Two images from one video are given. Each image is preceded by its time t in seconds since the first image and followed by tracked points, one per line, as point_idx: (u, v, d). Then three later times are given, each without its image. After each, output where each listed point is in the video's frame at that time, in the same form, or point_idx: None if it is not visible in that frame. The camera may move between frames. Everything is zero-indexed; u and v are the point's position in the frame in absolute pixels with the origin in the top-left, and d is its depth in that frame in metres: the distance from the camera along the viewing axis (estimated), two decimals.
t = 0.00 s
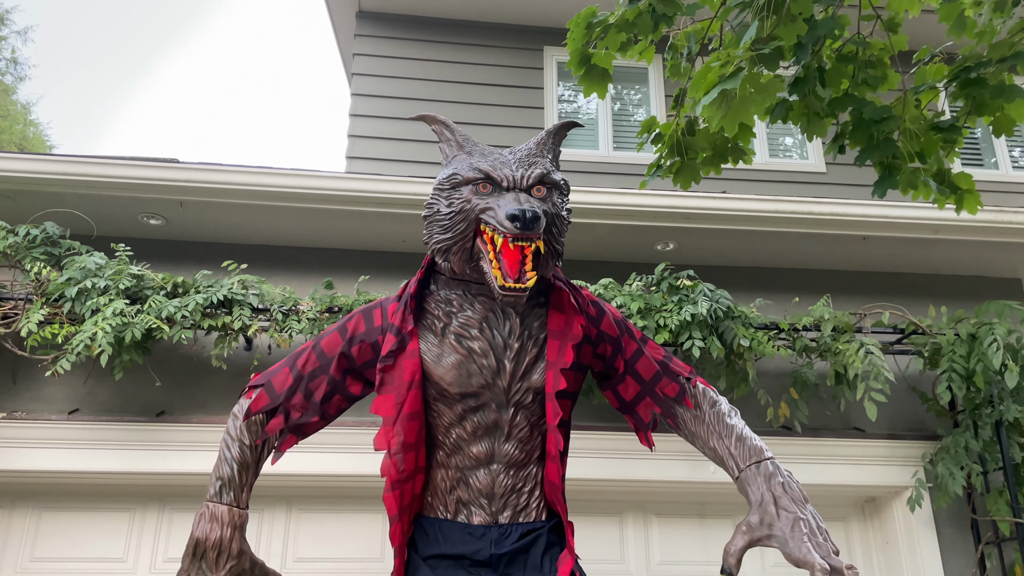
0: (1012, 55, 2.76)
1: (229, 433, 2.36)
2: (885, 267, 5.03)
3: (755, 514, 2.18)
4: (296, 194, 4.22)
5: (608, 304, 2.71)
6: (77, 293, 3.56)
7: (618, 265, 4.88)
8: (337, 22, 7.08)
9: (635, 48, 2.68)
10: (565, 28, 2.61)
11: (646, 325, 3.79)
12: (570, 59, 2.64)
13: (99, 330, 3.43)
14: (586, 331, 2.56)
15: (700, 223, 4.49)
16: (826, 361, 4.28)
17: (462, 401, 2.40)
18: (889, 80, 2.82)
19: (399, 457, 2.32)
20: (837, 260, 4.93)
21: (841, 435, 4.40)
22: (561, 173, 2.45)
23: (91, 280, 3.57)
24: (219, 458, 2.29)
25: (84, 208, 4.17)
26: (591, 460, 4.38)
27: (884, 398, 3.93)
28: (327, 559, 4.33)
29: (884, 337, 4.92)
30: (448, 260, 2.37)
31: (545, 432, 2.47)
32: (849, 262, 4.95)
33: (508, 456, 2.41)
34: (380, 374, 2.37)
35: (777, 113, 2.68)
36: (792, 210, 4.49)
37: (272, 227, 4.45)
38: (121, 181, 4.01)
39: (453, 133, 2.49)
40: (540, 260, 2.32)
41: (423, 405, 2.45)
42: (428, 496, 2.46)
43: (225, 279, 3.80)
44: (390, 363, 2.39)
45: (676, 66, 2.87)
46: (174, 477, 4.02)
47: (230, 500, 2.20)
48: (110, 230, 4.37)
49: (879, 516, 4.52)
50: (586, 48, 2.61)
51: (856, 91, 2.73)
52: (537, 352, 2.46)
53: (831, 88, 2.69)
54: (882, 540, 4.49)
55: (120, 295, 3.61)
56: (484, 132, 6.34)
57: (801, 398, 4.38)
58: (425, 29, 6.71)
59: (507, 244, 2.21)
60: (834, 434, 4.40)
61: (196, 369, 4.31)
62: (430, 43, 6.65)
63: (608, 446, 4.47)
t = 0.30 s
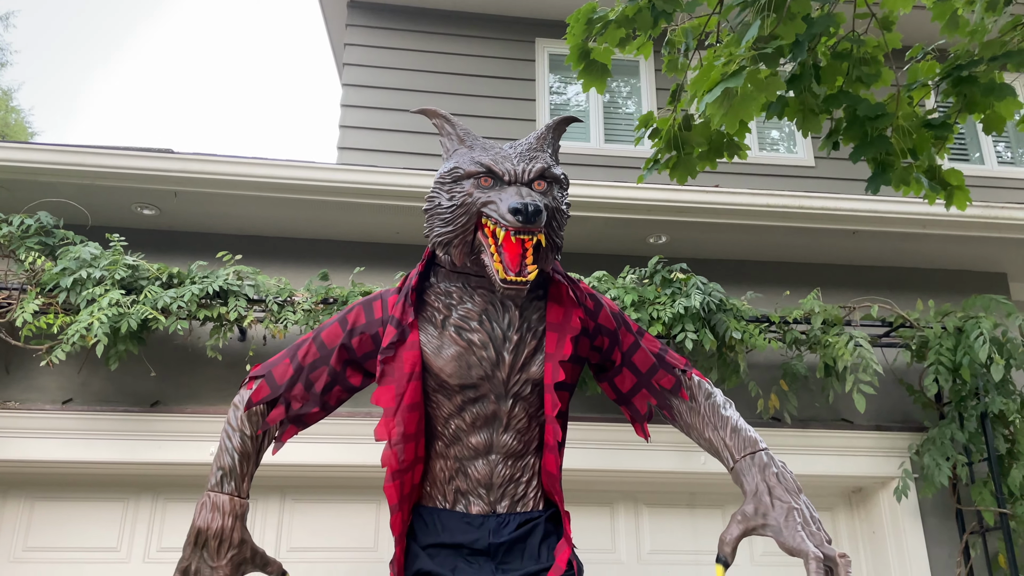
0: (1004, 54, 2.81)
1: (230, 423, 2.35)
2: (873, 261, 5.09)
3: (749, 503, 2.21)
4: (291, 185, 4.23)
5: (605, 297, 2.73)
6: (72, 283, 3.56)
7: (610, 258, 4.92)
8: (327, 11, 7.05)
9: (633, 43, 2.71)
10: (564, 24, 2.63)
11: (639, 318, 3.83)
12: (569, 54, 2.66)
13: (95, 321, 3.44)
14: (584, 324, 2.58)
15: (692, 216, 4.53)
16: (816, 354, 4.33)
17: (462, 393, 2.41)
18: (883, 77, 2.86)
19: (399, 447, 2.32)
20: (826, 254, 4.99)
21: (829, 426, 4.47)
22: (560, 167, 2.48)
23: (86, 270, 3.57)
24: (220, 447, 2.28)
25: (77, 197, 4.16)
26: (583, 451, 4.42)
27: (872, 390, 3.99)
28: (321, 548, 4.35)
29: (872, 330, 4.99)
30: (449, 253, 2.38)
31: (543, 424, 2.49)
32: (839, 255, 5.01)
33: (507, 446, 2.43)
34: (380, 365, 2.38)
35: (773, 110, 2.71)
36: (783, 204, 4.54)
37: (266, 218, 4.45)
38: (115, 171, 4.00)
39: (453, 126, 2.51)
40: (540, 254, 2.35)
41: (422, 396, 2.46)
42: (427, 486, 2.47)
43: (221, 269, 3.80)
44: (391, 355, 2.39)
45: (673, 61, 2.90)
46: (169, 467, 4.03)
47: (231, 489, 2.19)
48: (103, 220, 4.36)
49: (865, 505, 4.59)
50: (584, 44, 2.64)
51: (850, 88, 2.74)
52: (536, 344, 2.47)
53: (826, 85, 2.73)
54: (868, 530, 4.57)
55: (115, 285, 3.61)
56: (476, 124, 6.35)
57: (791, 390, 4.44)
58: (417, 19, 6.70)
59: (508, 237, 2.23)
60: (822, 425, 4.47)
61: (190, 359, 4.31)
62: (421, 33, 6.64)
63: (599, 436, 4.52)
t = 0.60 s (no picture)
0: (998, 53, 2.86)
1: (233, 415, 2.28)
2: (862, 256, 5.15)
3: (750, 494, 2.20)
4: (286, 178, 4.22)
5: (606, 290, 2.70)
6: (68, 274, 3.55)
7: (604, 252, 4.95)
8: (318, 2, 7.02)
9: (636, 39, 2.72)
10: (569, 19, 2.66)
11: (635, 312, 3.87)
12: (574, 49, 2.69)
13: (93, 311, 3.44)
14: (586, 317, 2.54)
15: (686, 211, 4.57)
16: (807, 347, 4.39)
17: (465, 384, 2.34)
18: (881, 75, 2.90)
19: (404, 438, 2.25)
20: (817, 249, 5.04)
21: (819, 418, 4.53)
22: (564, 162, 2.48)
23: (83, 261, 3.56)
24: (224, 438, 2.21)
25: (71, 188, 4.14)
26: (577, 443, 4.45)
27: (863, 383, 4.05)
28: (316, 539, 4.37)
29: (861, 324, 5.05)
30: (454, 246, 2.35)
31: (545, 415, 2.42)
32: (829, 250, 5.07)
33: (509, 438, 2.35)
34: (384, 357, 2.30)
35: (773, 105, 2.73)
36: (775, 199, 4.58)
37: (261, 209, 4.44)
38: (111, 162, 3.99)
39: (459, 121, 2.51)
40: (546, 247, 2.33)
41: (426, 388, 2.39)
42: (429, 477, 2.40)
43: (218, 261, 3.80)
44: (396, 346, 2.32)
45: (674, 56, 2.92)
46: (164, 459, 4.03)
47: (236, 481, 2.13)
48: (96, 211, 4.34)
49: (853, 497, 4.66)
50: (588, 39, 2.66)
51: (848, 85, 2.83)
52: (539, 336, 2.41)
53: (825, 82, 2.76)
54: (855, 520, 4.64)
55: (112, 277, 3.61)
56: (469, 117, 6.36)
57: (782, 383, 4.50)
58: (409, 12, 6.68)
59: (515, 229, 2.20)
60: (812, 418, 4.53)
61: (186, 351, 4.31)
62: (414, 26, 6.63)
63: (593, 429, 4.56)
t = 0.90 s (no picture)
0: (993, 53, 2.90)
1: (236, 407, 2.19)
2: (851, 253, 5.21)
3: (749, 487, 2.14)
4: (281, 169, 4.21)
5: (606, 285, 2.61)
6: (62, 264, 3.52)
7: (597, 247, 4.97)
8: None
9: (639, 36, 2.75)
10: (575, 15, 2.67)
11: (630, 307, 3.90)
12: (579, 45, 2.71)
13: (87, 303, 3.42)
14: (588, 312, 2.45)
15: (679, 207, 4.60)
16: (798, 342, 4.44)
17: (468, 378, 2.27)
18: (879, 73, 2.93)
19: (407, 431, 2.19)
20: (807, 245, 5.09)
21: (809, 413, 4.58)
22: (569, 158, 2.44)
23: (77, 253, 3.54)
24: (225, 430, 2.12)
25: (63, 178, 4.10)
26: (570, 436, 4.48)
27: (853, 378, 4.09)
28: (308, 532, 4.36)
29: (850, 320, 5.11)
30: (458, 240, 2.29)
31: (546, 409, 2.36)
32: (819, 246, 5.11)
33: (511, 432, 2.29)
34: (387, 350, 2.23)
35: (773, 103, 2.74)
36: (767, 196, 4.63)
37: (255, 201, 4.42)
38: (103, 151, 3.96)
39: (465, 116, 2.48)
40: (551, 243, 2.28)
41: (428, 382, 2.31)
42: (430, 470, 2.33)
43: (213, 253, 3.78)
44: (399, 340, 2.24)
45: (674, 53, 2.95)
46: (156, 451, 4.00)
47: (238, 473, 2.05)
48: (88, 201, 4.30)
49: (840, 490, 4.71)
50: (593, 35, 2.68)
51: (848, 84, 2.84)
52: (541, 330, 2.35)
53: (824, 80, 2.78)
54: (842, 513, 4.70)
55: (107, 268, 3.58)
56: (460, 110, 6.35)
57: (773, 378, 4.54)
58: (401, 3, 6.65)
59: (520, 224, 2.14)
60: (802, 412, 4.58)
61: (179, 343, 4.29)
62: (405, 18, 6.61)
63: (586, 422, 4.58)
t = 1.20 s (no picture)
0: (983, 55, 2.96)
1: (236, 398, 2.16)
2: (839, 250, 5.28)
3: (745, 480, 2.13)
4: (274, 162, 4.21)
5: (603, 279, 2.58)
6: (56, 255, 3.51)
7: (588, 242, 5.00)
8: None
9: (638, 34, 2.78)
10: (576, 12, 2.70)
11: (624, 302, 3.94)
12: (580, 41, 2.74)
13: (82, 294, 3.41)
14: (586, 306, 2.42)
15: (671, 203, 4.64)
16: (787, 338, 4.50)
17: (467, 371, 2.22)
18: (872, 73, 2.99)
19: (406, 424, 2.14)
20: (796, 242, 5.15)
21: (796, 407, 4.64)
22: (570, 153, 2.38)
23: (72, 244, 3.53)
24: (226, 421, 2.10)
25: (56, 168, 4.09)
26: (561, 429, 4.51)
27: (841, 373, 4.15)
28: (300, 524, 4.38)
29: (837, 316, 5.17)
30: (460, 235, 2.24)
31: (545, 402, 2.31)
32: (807, 243, 5.17)
33: (509, 424, 2.25)
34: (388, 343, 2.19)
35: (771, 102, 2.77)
36: (757, 193, 4.68)
37: (248, 193, 4.42)
38: (96, 142, 3.94)
39: (467, 111, 2.42)
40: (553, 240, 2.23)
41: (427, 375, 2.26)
42: (427, 461, 2.28)
43: (207, 245, 3.78)
44: (400, 333, 2.19)
45: (672, 51, 2.98)
46: (148, 443, 4.00)
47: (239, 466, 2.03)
48: (80, 192, 4.28)
49: (826, 483, 4.78)
50: (593, 32, 2.71)
51: (842, 84, 2.90)
52: (541, 324, 2.30)
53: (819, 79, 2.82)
54: (828, 506, 4.77)
55: (101, 259, 3.58)
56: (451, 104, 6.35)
57: (762, 373, 4.60)
58: None
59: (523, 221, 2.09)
60: (790, 407, 4.64)
61: (172, 335, 4.29)
62: (396, 11, 6.60)
63: (577, 416, 4.61)
